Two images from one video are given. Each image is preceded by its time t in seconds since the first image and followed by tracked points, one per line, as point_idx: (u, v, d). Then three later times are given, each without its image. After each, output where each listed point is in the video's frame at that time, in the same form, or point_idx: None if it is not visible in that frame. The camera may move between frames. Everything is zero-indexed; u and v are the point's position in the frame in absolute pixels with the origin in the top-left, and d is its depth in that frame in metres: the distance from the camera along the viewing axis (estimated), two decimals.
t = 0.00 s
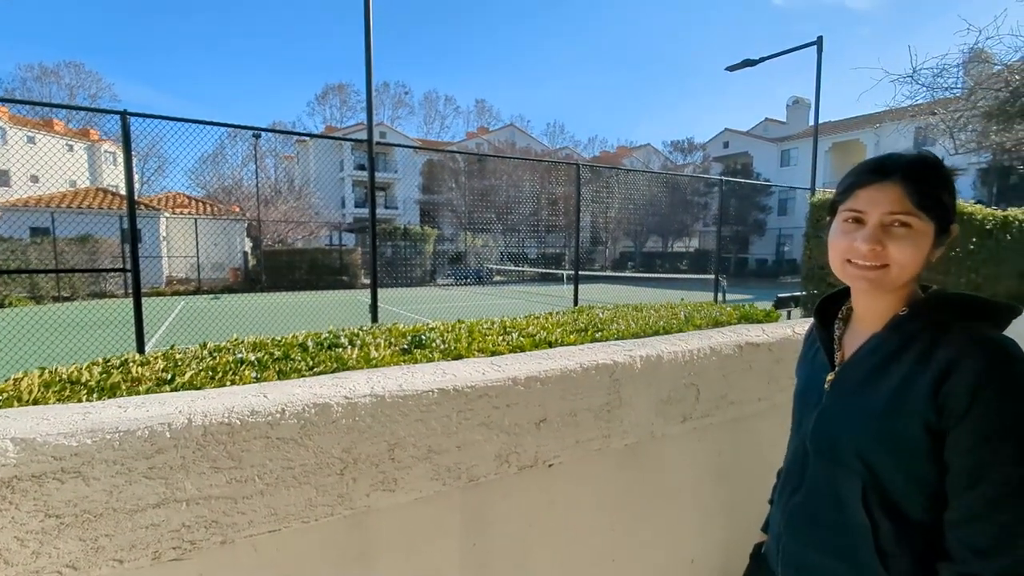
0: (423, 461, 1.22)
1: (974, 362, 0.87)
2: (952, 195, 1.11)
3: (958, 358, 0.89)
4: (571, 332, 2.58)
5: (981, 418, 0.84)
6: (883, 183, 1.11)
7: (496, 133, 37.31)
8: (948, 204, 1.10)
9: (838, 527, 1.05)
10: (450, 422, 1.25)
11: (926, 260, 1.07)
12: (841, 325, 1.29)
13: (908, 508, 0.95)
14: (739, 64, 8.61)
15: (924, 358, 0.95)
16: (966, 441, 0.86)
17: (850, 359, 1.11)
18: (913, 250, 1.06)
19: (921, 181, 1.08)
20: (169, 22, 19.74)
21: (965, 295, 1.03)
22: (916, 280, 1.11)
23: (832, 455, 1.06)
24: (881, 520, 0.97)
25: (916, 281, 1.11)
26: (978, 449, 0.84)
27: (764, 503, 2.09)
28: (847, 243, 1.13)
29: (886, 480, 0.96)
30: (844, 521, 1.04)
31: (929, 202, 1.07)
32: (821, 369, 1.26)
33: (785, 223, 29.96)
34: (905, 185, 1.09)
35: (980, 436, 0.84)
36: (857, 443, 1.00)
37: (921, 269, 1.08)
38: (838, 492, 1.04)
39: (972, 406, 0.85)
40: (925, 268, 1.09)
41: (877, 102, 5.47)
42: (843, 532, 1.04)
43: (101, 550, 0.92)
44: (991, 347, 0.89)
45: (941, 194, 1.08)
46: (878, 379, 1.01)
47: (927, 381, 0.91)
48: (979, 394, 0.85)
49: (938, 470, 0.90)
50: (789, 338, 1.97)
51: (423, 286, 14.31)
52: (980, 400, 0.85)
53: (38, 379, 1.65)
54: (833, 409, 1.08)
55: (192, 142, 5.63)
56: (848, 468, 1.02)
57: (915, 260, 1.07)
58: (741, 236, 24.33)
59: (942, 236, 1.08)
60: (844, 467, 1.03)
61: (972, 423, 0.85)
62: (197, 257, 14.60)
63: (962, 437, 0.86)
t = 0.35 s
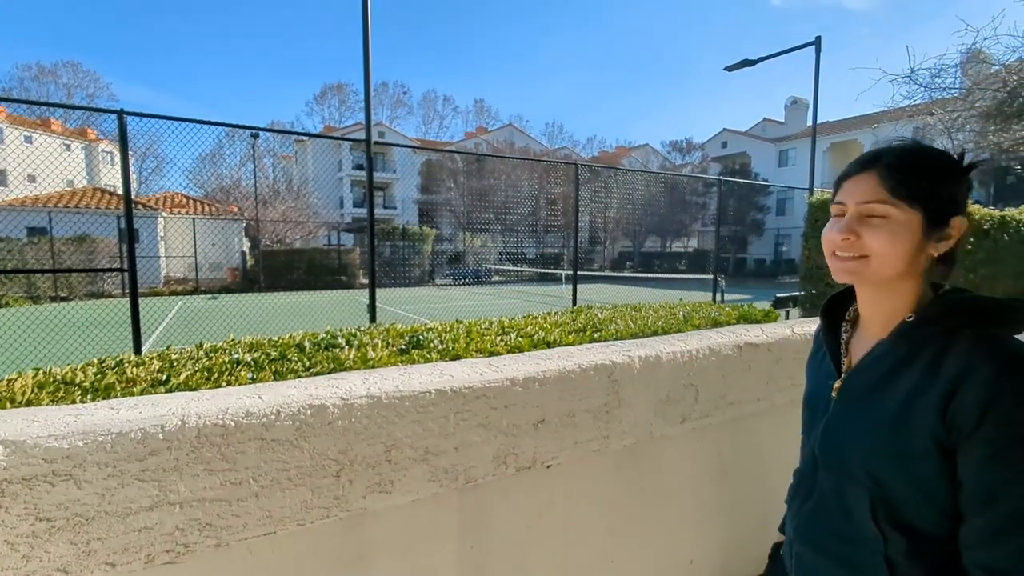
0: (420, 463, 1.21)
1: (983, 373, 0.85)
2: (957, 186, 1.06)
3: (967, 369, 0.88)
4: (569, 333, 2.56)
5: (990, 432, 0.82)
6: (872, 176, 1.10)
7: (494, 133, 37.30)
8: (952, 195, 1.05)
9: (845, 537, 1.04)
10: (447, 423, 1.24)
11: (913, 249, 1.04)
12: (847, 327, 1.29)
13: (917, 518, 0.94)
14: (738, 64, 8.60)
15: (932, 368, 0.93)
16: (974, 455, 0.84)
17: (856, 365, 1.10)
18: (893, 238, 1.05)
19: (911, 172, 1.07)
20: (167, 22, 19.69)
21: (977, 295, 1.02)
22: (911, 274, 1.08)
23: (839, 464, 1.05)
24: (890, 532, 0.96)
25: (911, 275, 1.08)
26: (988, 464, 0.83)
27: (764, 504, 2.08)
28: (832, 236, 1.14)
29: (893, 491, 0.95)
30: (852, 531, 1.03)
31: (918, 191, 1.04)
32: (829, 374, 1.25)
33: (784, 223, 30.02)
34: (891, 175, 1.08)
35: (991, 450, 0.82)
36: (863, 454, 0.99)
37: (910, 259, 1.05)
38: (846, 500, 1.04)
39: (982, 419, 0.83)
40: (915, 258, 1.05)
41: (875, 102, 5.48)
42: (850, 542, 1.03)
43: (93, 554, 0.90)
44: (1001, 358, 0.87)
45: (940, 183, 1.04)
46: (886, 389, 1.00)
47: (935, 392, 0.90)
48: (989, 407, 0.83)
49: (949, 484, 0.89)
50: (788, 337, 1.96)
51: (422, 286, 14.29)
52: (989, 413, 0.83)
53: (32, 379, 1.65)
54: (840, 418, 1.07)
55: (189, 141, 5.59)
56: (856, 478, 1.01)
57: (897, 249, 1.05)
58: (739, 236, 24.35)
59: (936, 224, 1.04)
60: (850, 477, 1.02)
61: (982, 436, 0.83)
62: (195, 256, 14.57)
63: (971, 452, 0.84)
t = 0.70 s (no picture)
0: (419, 464, 1.21)
1: (966, 364, 0.83)
2: (935, 175, 1.02)
3: (951, 360, 0.85)
4: (569, 333, 2.56)
5: (962, 425, 0.80)
6: (847, 175, 1.16)
7: (494, 132, 37.29)
8: (924, 186, 1.02)
9: (846, 526, 1.05)
10: (447, 424, 1.24)
11: (847, 240, 1.11)
12: (862, 326, 1.30)
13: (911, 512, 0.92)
14: (737, 64, 8.58)
15: (921, 363, 0.92)
16: (950, 449, 0.82)
17: (861, 359, 1.09)
18: (834, 231, 1.15)
19: (876, 170, 1.09)
20: (166, 22, 19.67)
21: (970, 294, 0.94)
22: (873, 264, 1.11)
23: (841, 456, 1.06)
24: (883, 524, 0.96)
25: (870, 266, 1.12)
26: (966, 458, 0.80)
27: (763, 504, 2.08)
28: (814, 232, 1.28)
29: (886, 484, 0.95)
30: (853, 522, 1.03)
31: (868, 186, 1.09)
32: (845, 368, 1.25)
33: (784, 222, 30.06)
34: (855, 172, 1.13)
35: (965, 444, 0.80)
36: (859, 446, 1.00)
37: (847, 250, 1.12)
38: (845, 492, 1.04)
39: (958, 413, 0.81)
40: (856, 249, 1.11)
41: (875, 103, 5.46)
42: (852, 532, 1.04)
43: (91, 554, 0.90)
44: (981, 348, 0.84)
45: (899, 176, 1.05)
46: (882, 382, 1.00)
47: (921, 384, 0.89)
48: (965, 400, 0.81)
49: (936, 476, 0.87)
50: (788, 338, 1.96)
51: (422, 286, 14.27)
52: (965, 406, 0.80)
53: (32, 380, 1.64)
54: (842, 411, 1.07)
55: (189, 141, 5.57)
56: (853, 470, 1.01)
57: (835, 241, 1.15)
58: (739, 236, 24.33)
59: (874, 217, 1.07)
60: (851, 469, 1.02)
61: (954, 429, 0.81)
62: (195, 256, 14.56)
63: (948, 445, 0.82)
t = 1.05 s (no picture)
0: (417, 459, 1.22)
1: (964, 339, 0.95)
2: (950, 173, 1.10)
3: (950, 337, 0.98)
4: (567, 331, 2.56)
5: (956, 387, 0.92)
6: (873, 174, 1.25)
7: (494, 132, 37.26)
8: (940, 183, 1.10)
9: (850, 490, 1.16)
10: (444, 419, 1.24)
11: (873, 234, 1.19)
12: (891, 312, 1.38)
13: (908, 473, 1.03)
14: (737, 63, 8.55)
15: (927, 337, 1.04)
16: (943, 408, 0.94)
17: (879, 340, 1.21)
18: (859, 225, 1.23)
19: (898, 169, 1.18)
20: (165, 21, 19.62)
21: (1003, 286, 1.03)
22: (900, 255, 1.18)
23: (850, 424, 1.17)
24: (883, 483, 1.07)
25: (895, 255, 1.19)
26: (957, 418, 0.91)
27: (762, 500, 2.10)
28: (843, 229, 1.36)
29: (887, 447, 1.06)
30: (856, 485, 1.14)
31: (889, 183, 1.17)
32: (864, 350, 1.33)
33: (783, 222, 30.12)
34: (877, 172, 1.22)
35: (956, 406, 0.91)
36: (863, 412, 1.12)
37: (874, 243, 1.20)
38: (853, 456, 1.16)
39: (953, 376, 0.93)
40: (882, 242, 1.18)
41: (875, 102, 5.46)
42: (855, 494, 1.15)
43: (90, 546, 0.91)
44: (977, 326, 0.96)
45: (922, 176, 1.12)
46: (892, 357, 1.12)
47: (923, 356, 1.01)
48: (960, 366, 0.93)
49: (928, 437, 0.98)
50: (787, 334, 1.98)
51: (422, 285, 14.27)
52: (960, 371, 0.92)
53: (30, 376, 1.64)
54: (856, 386, 1.19)
55: (190, 141, 5.54)
56: (858, 436, 1.13)
57: (863, 234, 1.22)
58: (739, 236, 24.31)
59: (899, 210, 1.15)
60: (857, 435, 1.14)
61: (950, 391, 0.93)
62: (195, 256, 14.53)
63: (942, 407, 0.94)
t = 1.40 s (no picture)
0: (415, 457, 1.22)
1: (981, 328, 1.00)
2: (995, 178, 1.12)
3: (967, 327, 1.03)
4: (566, 329, 2.57)
5: (967, 373, 0.98)
6: (914, 176, 1.26)
7: (494, 132, 37.24)
8: (984, 185, 1.13)
9: (875, 471, 1.23)
10: (443, 418, 1.25)
11: (920, 235, 1.20)
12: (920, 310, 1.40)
13: (924, 455, 1.09)
14: (737, 63, 8.54)
15: (947, 328, 1.09)
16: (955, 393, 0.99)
17: (910, 332, 1.26)
18: (905, 224, 1.23)
19: (945, 169, 1.19)
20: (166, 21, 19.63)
21: None
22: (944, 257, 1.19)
23: (879, 411, 1.23)
24: (902, 466, 1.14)
25: (937, 256, 1.20)
26: (968, 401, 0.97)
27: (761, 500, 2.10)
28: (879, 230, 1.36)
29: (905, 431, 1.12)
30: (881, 466, 1.21)
31: (937, 185, 1.18)
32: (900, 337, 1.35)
33: (783, 222, 30.13)
34: (922, 174, 1.23)
35: (968, 391, 0.97)
36: (888, 398, 1.18)
37: (920, 244, 1.20)
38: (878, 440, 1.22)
39: (965, 362, 0.99)
40: (928, 243, 1.19)
41: (875, 102, 5.45)
42: (879, 476, 1.22)
43: (87, 545, 0.91)
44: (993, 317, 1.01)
45: (962, 178, 1.15)
46: (916, 347, 1.17)
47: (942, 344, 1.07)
48: (974, 353, 0.98)
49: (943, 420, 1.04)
50: (786, 333, 1.98)
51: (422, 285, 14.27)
52: (975, 357, 0.97)
53: (30, 375, 1.65)
54: (885, 375, 1.25)
55: (189, 141, 5.54)
56: (883, 421, 1.20)
57: (908, 235, 1.22)
58: (739, 237, 24.30)
59: (949, 212, 1.16)
60: (883, 420, 1.21)
61: (961, 376, 0.99)
62: (195, 256, 14.53)
63: (954, 391, 1.00)
